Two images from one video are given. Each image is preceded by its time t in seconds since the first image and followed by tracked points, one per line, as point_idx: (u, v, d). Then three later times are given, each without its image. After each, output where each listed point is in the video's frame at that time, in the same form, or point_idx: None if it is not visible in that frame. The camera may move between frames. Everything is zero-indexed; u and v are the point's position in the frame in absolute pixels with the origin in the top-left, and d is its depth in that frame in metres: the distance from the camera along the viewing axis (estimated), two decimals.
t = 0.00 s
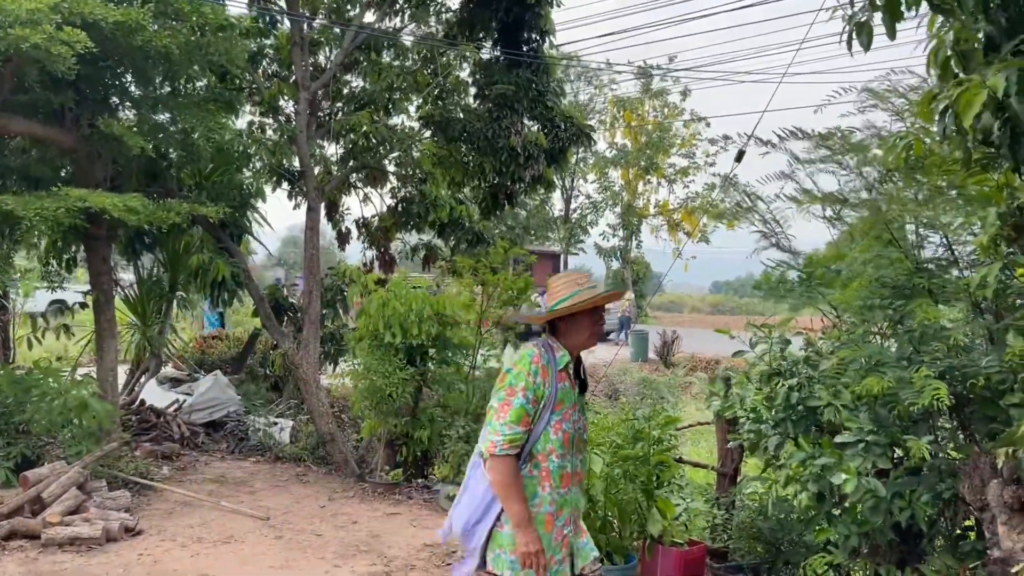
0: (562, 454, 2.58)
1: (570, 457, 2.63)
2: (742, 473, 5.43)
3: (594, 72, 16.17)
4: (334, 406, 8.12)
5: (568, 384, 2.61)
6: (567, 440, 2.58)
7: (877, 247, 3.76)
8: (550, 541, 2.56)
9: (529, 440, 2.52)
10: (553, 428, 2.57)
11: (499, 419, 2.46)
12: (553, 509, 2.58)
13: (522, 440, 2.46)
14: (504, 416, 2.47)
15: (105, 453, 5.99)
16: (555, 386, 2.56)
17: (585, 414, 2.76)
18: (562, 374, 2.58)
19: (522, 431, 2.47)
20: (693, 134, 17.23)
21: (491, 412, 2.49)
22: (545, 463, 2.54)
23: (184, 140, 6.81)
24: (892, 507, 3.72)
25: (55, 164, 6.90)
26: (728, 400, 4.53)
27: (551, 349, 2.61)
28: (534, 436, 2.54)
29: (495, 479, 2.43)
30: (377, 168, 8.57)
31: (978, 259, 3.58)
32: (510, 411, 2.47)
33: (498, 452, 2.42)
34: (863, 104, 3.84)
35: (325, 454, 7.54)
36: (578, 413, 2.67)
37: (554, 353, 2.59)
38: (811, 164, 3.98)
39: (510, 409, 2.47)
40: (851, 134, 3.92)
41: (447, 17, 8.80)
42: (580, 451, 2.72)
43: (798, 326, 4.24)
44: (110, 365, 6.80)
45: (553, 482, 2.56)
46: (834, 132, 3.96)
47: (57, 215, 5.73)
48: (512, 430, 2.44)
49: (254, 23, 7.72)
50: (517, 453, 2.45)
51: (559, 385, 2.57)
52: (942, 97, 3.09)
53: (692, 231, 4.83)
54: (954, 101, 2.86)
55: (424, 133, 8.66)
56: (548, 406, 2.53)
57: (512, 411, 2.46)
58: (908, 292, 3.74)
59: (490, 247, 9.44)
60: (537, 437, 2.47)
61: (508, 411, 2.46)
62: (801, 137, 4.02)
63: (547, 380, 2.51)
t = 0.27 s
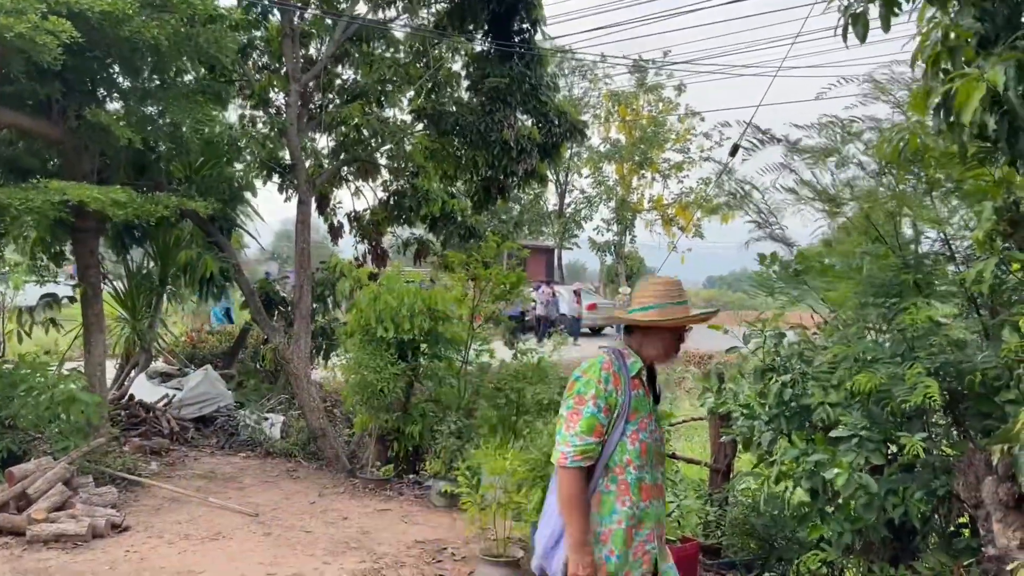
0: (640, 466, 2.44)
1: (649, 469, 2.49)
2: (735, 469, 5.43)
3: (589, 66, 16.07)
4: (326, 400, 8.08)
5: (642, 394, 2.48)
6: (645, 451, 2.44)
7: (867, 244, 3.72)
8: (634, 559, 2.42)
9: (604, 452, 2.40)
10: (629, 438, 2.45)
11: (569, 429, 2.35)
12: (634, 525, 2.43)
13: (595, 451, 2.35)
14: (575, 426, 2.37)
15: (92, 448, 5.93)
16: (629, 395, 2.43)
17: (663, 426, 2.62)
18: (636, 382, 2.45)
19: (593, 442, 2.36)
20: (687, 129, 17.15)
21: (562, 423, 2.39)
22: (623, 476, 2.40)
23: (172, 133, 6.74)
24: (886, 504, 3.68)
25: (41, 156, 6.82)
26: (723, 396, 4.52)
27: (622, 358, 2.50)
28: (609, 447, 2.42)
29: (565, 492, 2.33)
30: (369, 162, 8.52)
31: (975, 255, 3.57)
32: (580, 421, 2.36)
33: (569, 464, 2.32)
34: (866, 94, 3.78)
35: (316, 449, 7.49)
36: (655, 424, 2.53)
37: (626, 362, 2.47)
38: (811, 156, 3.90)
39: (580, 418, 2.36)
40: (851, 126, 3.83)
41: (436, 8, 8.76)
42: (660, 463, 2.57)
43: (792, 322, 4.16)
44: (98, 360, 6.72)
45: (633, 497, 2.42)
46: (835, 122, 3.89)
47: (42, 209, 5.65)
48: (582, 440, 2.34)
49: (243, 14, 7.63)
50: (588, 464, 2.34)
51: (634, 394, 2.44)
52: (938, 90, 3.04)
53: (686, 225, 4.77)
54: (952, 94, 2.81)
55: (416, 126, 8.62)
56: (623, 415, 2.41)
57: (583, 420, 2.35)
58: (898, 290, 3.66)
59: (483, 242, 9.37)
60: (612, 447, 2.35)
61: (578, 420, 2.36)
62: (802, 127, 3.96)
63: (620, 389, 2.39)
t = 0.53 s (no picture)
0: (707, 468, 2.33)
1: (715, 470, 2.37)
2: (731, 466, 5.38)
3: (585, 59, 15.96)
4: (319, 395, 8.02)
5: (711, 391, 2.36)
6: (712, 451, 2.33)
7: (861, 239, 3.70)
8: (699, 564, 2.30)
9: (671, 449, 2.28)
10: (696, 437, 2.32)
11: (637, 422, 2.23)
12: (700, 528, 2.32)
13: (663, 447, 2.23)
14: (643, 419, 2.24)
15: (81, 443, 5.87)
16: (699, 391, 2.30)
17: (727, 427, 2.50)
18: (707, 378, 2.33)
19: (661, 438, 2.23)
20: (684, 123, 17.07)
21: (628, 416, 2.26)
22: (688, 475, 2.30)
23: (164, 126, 6.64)
24: (882, 502, 3.63)
25: (30, 148, 6.73)
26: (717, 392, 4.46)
27: (692, 351, 2.37)
28: (676, 445, 2.30)
29: (630, 488, 2.21)
30: (362, 155, 8.42)
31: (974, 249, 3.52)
32: (649, 416, 2.24)
33: (635, 459, 2.20)
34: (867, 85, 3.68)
35: (308, 444, 7.42)
36: (722, 424, 2.41)
37: (697, 356, 2.34)
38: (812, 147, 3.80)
39: (649, 412, 2.23)
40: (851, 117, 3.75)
41: None
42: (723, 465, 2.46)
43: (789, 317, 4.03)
44: (88, 355, 6.64)
45: (699, 498, 2.32)
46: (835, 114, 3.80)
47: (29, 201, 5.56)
48: (651, 435, 2.21)
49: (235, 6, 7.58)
50: (656, 461, 2.21)
51: (705, 390, 2.32)
52: (935, 82, 2.99)
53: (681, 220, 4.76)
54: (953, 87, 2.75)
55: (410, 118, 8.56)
56: (692, 412, 2.29)
57: (652, 414, 2.22)
58: (893, 285, 3.61)
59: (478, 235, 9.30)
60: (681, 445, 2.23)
61: (647, 414, 2.23)
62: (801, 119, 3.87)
63: (691, 385, 2.26)
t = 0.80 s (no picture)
0: (792, 503, 2.02)
1: (800, 506, 2.06)
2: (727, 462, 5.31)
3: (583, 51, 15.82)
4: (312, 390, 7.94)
5: (794, 415, 2.04)
6: (798, 485, 2.01)
7: (859, 231, 3.58)
8: None
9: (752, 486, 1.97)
10: (780, 470, 2.01)
11: (714, 457, 1.92)
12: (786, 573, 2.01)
13: (744, 486, 1.92)
14: (719, 454, 1.93)
15: (68, 439, 5.78)
16: (782, 418, 1.99)
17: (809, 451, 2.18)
18: (789, 401, 2.00)
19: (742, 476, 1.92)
20: (683, 116, 16.95)
21: (701, 450, 1.96)
22: (773, 515, 1.98)
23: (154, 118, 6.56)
24: (878, 500, 3.59)
25: (18, 140, 6.64)
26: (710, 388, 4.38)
27: (770, 369, 2.04)
28: (757, 480, 1.99)
29: (707, 535, 1.90)
30: (356, 147, 8.35)
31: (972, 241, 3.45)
32: (725, 450, 1.93)
33: (713, 501, 1.90)
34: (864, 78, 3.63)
35: (301, 440, 7.35)
36: (806, 450, 2.09)
37: (777, 376, 2.02)
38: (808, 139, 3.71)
39: (727, 446, 1.92)
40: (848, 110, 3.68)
41: None
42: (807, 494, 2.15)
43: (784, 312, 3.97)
44: (76, 350, 6.54)
45: (785, 539, 2.00)
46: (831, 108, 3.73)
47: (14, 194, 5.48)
48: (731, 473, 1.90)
49: None
50: (736, 503, 1.91)
51: (787, 415, 2.00)
52: (936, 71, 2.90)
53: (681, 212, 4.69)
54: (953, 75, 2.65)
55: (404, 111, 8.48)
56: (776, 443, 1.97)
57: (732, 449, 1.91)
58: (892, 279, 3.53)
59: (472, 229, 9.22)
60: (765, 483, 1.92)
61: (724, 448, 1.92)
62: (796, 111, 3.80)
63: (774, 412, 1.94)
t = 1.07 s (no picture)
0: (892, 520, 2.04)
1: (898, 523, 2.08)
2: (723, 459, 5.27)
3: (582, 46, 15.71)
4: (307, 385, 7.89)
5: (893, 430, 2.06)
6: (899, 502, 2.04)
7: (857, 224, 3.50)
8: None
9: (850, 501, 2.00)
10: (880, 487, 2.03)
11: (809, 472, 1.94)
12: None
13: (843, 500, 1.95)
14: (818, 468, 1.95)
15: (58, 435, 5.73)
16: (880, 432, 2.01)
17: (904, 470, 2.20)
18: (888, 414, 2.03)
19: (842, 491, 1.95)
20: (682, 112, 16.87)
21: (797, 463, 1.99)
22: (871, 532, 2.02)
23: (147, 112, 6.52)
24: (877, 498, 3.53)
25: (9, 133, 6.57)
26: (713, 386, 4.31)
27: (873, 381, 2.06)
28: (853, 495, 2.02)
29: (806, 550, 1.93)
30: (352, 140, 8.27)
31: (970, 238, 3.43)
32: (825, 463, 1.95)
33: (809, 517, 1.93)
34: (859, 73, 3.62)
35: (295, 436, 7.31)
36: (904, 467, 2.11)
37: (878, 388, 2.04)
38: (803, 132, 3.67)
39: (823, 459, 1.95)
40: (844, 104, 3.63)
41: None
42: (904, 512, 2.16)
43: (782, 307, 3.93)
44: (69, 346, 6.49)
45: (884, 558, 2.03)
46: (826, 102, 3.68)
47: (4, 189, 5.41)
48: (828, 488, 1.93)
49: None
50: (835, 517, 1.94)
51: (886, 428, 2.03)
52: (935, 62, 2.84)
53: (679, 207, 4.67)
54: (951, 66, 2.58)
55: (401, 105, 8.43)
56: (873, 458, 2.00)
57: (828, 462, 1.94)
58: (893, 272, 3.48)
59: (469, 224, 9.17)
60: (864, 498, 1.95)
61: (821, 461, 1.95)
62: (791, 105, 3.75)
63: (872, 426, 1.97)
